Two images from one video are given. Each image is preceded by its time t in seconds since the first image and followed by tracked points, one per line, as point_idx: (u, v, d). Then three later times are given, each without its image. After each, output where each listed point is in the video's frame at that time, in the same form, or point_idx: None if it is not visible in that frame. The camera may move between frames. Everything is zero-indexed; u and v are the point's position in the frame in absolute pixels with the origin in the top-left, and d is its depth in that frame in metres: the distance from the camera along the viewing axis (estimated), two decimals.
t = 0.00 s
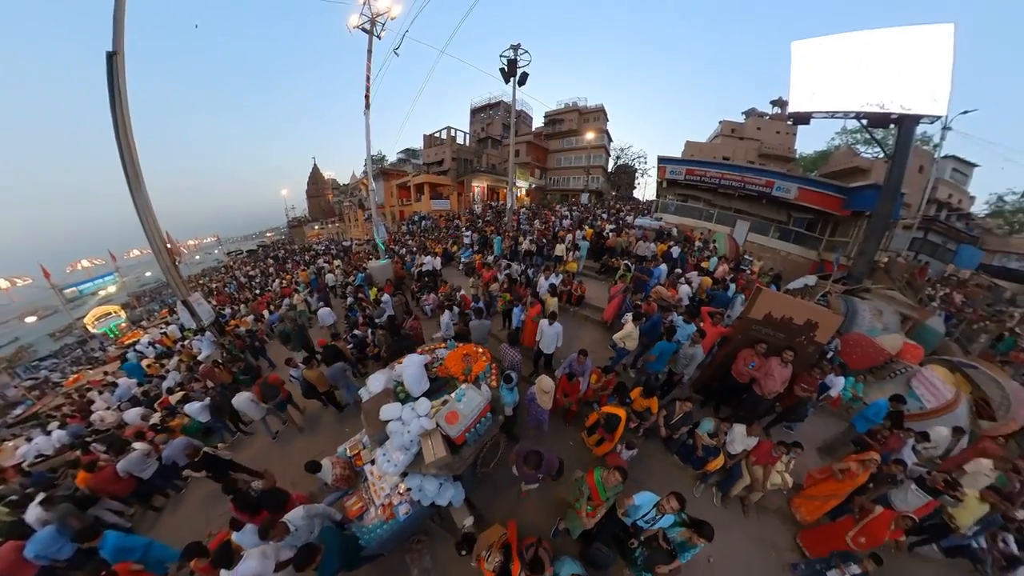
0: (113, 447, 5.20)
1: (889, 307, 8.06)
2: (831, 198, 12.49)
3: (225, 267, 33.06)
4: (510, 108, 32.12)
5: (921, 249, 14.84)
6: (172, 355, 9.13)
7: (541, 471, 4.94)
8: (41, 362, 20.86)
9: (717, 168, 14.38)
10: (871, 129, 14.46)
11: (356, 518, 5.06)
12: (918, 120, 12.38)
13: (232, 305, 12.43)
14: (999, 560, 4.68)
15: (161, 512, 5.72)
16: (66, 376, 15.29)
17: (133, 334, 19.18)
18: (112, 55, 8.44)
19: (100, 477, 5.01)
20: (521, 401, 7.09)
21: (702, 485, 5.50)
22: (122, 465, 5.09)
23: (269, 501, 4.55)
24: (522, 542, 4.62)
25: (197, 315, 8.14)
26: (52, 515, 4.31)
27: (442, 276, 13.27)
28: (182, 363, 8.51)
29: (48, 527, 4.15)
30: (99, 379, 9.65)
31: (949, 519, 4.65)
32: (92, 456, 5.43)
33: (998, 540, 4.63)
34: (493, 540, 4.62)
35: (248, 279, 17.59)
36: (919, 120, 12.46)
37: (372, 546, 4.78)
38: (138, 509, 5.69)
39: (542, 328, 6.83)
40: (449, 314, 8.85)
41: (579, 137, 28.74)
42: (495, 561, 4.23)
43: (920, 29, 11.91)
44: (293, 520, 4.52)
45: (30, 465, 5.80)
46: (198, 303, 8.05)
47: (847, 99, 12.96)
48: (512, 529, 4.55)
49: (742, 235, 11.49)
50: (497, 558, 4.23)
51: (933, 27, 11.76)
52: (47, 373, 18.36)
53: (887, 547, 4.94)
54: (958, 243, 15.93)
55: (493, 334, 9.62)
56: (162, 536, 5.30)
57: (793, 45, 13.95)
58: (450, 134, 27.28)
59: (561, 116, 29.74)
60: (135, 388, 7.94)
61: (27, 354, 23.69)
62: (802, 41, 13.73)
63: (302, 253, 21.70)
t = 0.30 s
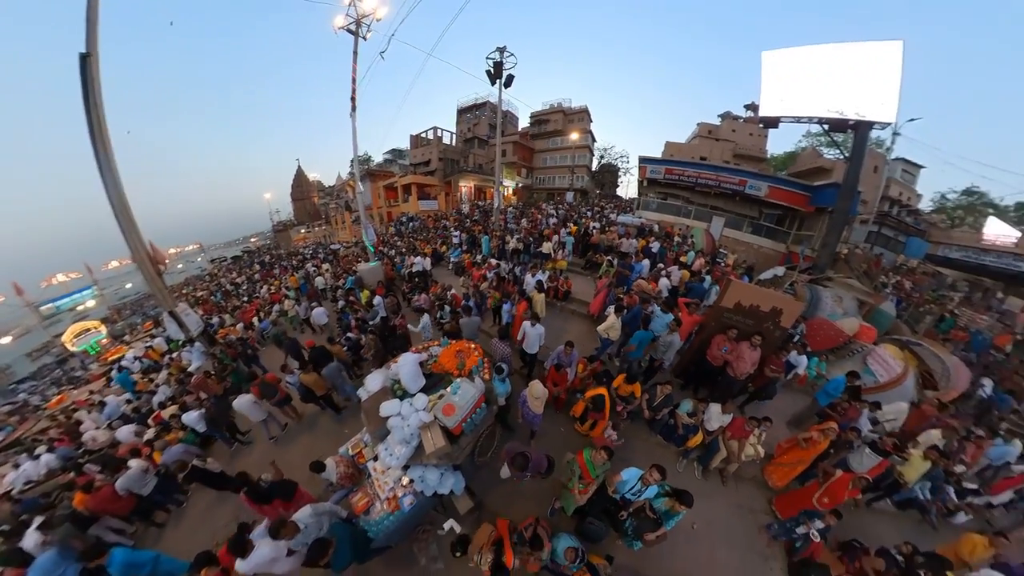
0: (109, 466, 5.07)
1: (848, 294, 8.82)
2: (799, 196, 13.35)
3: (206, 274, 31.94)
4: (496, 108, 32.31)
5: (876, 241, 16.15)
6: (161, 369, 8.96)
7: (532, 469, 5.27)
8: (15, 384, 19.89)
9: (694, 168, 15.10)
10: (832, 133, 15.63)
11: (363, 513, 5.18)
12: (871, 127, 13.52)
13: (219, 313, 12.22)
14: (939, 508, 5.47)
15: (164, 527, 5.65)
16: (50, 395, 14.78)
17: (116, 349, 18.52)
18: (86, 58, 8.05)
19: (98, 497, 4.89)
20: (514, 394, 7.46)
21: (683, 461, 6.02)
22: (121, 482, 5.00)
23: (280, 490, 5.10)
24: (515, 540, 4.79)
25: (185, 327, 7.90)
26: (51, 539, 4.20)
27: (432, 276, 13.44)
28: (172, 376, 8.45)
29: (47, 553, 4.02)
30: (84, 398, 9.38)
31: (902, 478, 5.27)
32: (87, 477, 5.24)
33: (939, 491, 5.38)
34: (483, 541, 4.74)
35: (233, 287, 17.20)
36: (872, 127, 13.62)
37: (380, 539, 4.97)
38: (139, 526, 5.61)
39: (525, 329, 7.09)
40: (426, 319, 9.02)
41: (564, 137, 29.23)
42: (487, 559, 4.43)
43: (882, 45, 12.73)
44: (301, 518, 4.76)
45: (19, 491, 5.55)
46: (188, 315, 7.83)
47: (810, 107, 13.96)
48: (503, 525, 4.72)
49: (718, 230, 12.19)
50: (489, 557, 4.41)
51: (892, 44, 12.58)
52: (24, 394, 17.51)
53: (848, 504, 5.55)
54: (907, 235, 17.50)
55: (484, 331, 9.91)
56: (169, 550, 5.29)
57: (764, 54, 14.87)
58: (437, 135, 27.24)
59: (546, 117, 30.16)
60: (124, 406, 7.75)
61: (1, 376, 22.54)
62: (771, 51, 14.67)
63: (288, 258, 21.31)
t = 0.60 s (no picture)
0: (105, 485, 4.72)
1: (812, 281, 9.60)
2: (769, 193, 14.22)
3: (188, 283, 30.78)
4: (483, 108, 32.50)
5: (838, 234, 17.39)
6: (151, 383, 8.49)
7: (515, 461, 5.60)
8: None
9: (673, 167, 15.83)
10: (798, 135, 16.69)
11: (371, 505, 5.39)
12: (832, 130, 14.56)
13: (208, 322, 12.07)
14: (893, 466, 6.10)
15: (169, 542, 5.40)
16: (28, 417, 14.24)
17: (100, 366, 17.87)
18: (59, 57, 7.00)
19: (98, 518, 4.54)
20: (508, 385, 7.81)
21: (667, 437, 6.50)
22: (122, 499, 4.70)
23: (283, 478, 5.38)
24: (512, 528, 5.15)
25: (176, 335, 7.83)
26: (54, 562, 4.11)
27: (424, 276, 13.64)
28: (164, 389, 8.01)
29: None
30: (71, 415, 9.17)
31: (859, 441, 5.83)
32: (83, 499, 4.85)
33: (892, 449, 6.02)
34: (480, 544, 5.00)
35: (218, 295, 16.78)
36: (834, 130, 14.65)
37: (389, 527, 5.26)
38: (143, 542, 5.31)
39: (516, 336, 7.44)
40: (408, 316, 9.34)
41: (549, 137, 29.73)
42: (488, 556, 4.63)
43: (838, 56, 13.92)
44: (311, 514, 4.92)
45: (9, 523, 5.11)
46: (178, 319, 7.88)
47: (779, 111, 14.89)
48: (498, 523, 4.96)
49: (696, 225, 12.90)
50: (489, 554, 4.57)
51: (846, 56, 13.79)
52: None
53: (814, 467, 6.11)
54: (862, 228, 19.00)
55: (476, 327, 10.22)
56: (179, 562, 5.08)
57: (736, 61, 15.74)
58: (423, 135, 27.23)
59: (532, 117, 30.55)
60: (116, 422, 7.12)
61: None
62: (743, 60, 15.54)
63: (274, 264, 20.97)
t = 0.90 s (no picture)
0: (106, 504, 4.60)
1: (781, 270, 10.31)
2: (742, 190, 15.16)
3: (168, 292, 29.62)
4: (470, 108, 32.67)
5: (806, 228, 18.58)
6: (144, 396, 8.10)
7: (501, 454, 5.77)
8: None
9: (654, 166, 16.52)
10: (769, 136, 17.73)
11: (378, 497, 5.49)
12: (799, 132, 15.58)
13: (197, 333, 11.84)
14: (854, 431, 6.72)
15: (176, 556, 5.26)
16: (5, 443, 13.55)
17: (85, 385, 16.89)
18: (31, 59, 6.60)
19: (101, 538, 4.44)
20: (502, 375, 8.04)
21: (653, 416, 6.81)
22: (126, 516, 4.62)
23: (281, 470, 5.52)
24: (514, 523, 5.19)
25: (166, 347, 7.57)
26: None
27: (415, 276, 13.78)
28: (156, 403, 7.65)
29: None
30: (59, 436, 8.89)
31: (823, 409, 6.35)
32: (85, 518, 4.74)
33: (851, 415, 6.62)
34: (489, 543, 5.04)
35: (205, 305, 16.34)
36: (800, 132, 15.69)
37: (398, 516, 5.34)
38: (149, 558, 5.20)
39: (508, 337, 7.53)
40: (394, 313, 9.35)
41: (535, 137, 30.19)
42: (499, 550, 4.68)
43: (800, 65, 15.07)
44: (321, 510, 5.23)
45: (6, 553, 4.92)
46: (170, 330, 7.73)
47: (751, 114, 15.77)
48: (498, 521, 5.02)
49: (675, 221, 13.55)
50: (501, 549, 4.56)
51: (807, 65, 14.96)
52: None
53: (786, 439, 6.58)
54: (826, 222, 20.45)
55: (469, 323, 10.46)
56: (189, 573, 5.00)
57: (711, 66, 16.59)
58: (410, 135, 27.18)
59: (519, 117, 30.96)
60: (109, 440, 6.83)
61: None
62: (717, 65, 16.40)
63: (260, 270, 20.52)
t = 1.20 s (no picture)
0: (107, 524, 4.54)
1: (754, 261, 11.01)
2: (718, 187, 16.12)
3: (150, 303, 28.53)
4: (458, 108, 32.81)
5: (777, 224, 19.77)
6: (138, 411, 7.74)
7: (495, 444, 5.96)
8: None
9: (635, 165, 17.20)
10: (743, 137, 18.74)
11: (386, 488, 5.59)
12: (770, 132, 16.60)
13: (187, 343, 11.63)
14: (821, 402, 7.33)
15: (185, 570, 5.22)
16: None
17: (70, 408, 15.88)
18: (4, 62, 6.39)
19: (107, 557, 4.38)
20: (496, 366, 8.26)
21: (641, 396, 7.17)
22: (130, 534, 4.56)
23: (282, 463, 5.64)
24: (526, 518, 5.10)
25: (159, 358, 7.93)
26: None
27: (407, 275, 13.94)
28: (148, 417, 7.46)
29: None
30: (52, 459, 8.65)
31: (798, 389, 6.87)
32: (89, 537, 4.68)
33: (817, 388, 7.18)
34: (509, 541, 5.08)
35: (191, 316, 15.92)
36: (770, 132, 16.72)
37: (406, 504, 5.45)
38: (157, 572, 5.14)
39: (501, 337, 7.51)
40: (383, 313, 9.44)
41: (522, 138, 30.66)
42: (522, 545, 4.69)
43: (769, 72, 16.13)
44: (330, 505, 5.26)
45: None
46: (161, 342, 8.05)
47: (726, 117, 16.64)
48: (512, 515, 4.88)
49: (657, 216, 14.19)
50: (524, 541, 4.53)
51: (775, 72, 16.04)
52: None
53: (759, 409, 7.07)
54: (794, 218, 21.88)
55: (461, 318, 10.70)
56: None
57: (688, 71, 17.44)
58: (397, 136, 27.12)
59: (505, 118, 31.39)
60: (103, 460, 6.56)
61: None
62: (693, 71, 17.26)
63: (246, 277, 20.10)
